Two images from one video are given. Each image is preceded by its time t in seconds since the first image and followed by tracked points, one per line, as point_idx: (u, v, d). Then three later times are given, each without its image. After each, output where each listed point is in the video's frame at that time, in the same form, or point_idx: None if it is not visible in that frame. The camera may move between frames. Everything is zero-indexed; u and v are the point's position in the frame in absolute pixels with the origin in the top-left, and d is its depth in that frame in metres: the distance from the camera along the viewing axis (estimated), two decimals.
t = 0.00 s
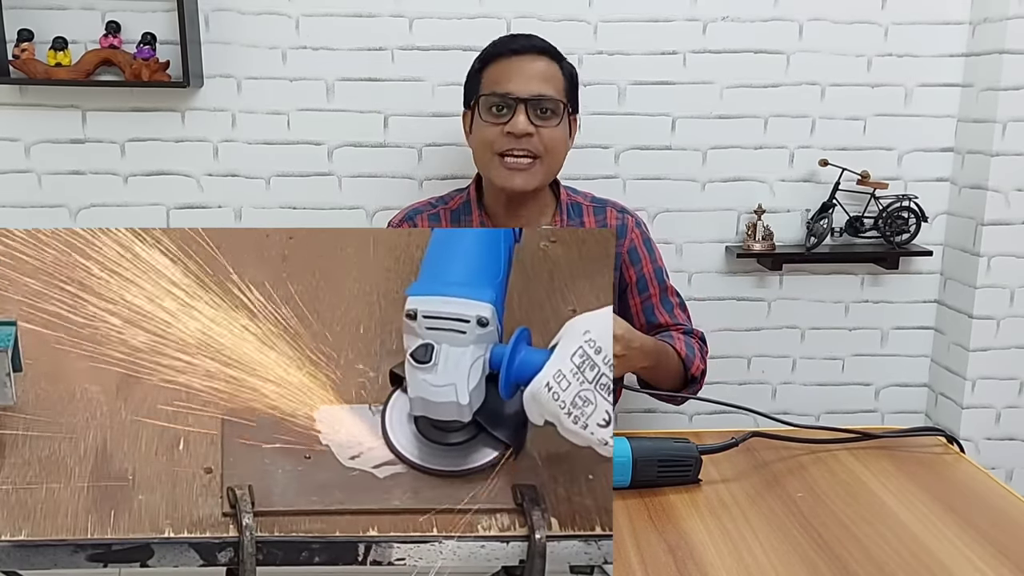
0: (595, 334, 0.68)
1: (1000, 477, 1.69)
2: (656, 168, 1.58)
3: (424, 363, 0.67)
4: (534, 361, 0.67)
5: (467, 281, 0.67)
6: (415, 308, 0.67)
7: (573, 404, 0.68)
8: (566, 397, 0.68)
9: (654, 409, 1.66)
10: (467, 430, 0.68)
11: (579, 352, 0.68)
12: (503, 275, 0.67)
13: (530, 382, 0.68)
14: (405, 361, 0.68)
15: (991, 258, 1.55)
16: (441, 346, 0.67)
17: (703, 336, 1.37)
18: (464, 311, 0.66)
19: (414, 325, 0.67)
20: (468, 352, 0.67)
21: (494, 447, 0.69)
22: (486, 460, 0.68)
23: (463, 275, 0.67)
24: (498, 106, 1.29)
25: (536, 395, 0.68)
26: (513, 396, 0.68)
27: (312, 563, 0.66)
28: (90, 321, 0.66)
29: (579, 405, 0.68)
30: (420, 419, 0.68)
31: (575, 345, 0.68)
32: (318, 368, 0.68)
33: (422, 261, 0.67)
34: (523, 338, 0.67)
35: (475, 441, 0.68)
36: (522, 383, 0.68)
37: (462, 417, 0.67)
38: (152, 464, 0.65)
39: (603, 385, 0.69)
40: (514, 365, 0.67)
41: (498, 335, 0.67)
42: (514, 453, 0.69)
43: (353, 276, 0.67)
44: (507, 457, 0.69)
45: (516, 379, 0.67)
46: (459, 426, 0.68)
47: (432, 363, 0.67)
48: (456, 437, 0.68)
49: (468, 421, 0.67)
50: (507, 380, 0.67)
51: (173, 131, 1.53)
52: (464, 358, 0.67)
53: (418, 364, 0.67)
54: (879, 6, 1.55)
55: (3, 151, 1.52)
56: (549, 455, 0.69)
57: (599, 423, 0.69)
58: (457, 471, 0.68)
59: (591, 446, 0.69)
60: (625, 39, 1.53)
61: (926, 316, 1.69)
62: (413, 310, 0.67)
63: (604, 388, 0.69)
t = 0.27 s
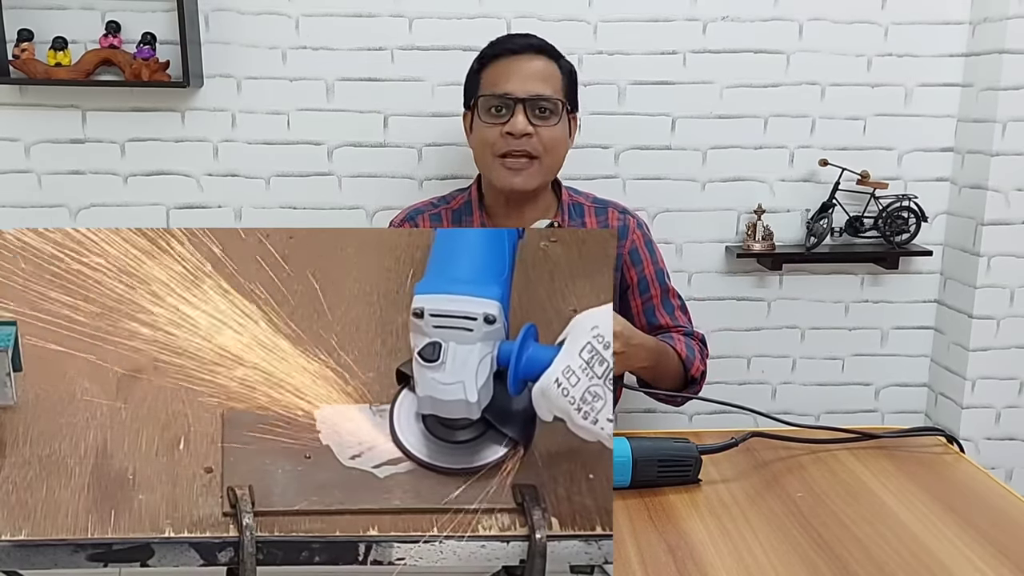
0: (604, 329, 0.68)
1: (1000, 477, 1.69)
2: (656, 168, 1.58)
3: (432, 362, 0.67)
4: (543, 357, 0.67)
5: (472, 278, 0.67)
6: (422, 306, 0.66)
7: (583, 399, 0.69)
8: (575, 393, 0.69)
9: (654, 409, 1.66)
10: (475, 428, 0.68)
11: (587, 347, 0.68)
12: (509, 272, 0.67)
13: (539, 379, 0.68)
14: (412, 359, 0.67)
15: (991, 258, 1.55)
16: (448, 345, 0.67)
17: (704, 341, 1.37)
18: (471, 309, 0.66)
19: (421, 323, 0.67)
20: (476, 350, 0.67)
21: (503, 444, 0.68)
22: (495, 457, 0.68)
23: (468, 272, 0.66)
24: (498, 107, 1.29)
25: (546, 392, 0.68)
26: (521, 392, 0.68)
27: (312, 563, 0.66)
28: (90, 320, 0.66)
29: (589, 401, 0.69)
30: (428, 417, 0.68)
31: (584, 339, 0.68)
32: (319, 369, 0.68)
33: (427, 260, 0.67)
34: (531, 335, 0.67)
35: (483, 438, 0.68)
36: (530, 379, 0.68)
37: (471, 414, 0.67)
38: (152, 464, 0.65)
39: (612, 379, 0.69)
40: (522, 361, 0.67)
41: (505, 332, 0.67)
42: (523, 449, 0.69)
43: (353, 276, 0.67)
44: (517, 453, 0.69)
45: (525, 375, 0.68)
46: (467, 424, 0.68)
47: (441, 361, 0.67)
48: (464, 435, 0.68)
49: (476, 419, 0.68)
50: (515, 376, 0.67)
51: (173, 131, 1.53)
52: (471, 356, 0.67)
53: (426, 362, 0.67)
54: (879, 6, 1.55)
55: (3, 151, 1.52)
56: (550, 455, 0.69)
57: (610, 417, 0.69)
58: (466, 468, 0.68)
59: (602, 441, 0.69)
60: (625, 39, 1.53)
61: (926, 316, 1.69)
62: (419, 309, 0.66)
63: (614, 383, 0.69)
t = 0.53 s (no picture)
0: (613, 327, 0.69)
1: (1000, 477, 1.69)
2: (656, 168, 1.58)
3: (440, 360, 0.67)
4: (552, 355, 0.68)
5: (478, 277, 0.67)
6: (429, 305, 0.67)
7: (594, 397, 0.69)
8: (586, 391, 0.68)
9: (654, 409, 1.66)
10: (485, 425, 0.68)
11: (598, 343, 0.69)
12: (516, 270, 0.67)
13: (549, 377, 0.68)
14: (421, 359, 0.68)
15: (991, 258, 1.55)
16: (457, 343, 0.67)
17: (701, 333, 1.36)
18: (479, 307, 0.67)
19: (429, 322, 0.67)
20: (484, 348, 0.67)
21: (513, 442, 0.69)
22: (505, 455, 0.68)
23: (474, 271, 0.67)
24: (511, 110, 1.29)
25: (556, 388, 0.68)
26: (530, 390, 0.68)
27: (312, 563, 0.66)
28: (90, 320, 0.66)
29: (601, 398, 0.69)
30: (437, 416, 0.68)
31: (594, 336, 0.68)
32: (319, 369, 0.68)
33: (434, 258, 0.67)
34: (540, 333, 0.68)
35: (493, 436, 0.68)
36: (541, 377, 0.68)
37: (482, 413, 0.68)
38: (153, 464, 0.65)
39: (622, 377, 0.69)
40: (532, 359, 0.67)
41: (514, 331, 0.67)
42: (534, 446, 0.69)
43: (353, 276, 0.68)
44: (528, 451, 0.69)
45: (535, 373, 0.68)
46: (477, 422, 0.68)
47: (450, 360, 0.67)
48: (473, 433, 0.68)
49: (486, 417, 0.68)
50: (525, 373, 0.68)
51: (173, 131, 1.53)
52: (481, 354, 0.67)
53: (435, 361, 0.67)
54: (879, 7, 1.55)
55: (3, 151, 1.52)
56: (550, 454, 0.69)
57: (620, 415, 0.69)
58: (476, 467, 0.68)
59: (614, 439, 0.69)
60: (625, 39, 1.53)
61: (926, 316, 1.69)
62: (428, 308, 0.67)
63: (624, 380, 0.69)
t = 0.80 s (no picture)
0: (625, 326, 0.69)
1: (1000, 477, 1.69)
2: (656, 168, 1.58)
3: (452, 360, 0.67)
4: (564, 354, 0.68)
5: (488, 276, 0.67)
6: (440, 305, 0.67)
7: (607, 396, 0.69)
8: (599, 390, 0.68)
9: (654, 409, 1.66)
10: (496, 425, 0.68)
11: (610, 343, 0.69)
12: (526, 269, 0.67)
13: (561, 375, 0.68)
14: (433, 359, 0.68)
15: (991, 258, 1.55)
16: (469, 342, 0.67)
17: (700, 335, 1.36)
18: (491, 307, 0.66)
19: (440, 321, 0.67)
20: (496, 347, 0.67)
21: (524, 441, 0.69)
22: (516, 454, 0.68)
23: (484, 270, 0.67)
24: (515, 118, 1.28)
25: (570, 387, 0.68)
26: (541, 388, 0.68)
27: (313, 563, 0.66)
28: (89, 320, 0.66)
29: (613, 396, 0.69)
30: (448, 415, 0.68)
31: (606, 336, 0.69)
32: (320, 368, 0.68)
33: (445, 256, 0.67)
34: (551, 332, 0.68)
35: (503, 435, 0.68)
36: (552, 377, 0.68)
37: (493, 412, 0.68)
38: (153, 463, 0.65)
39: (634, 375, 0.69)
40: (544, 357, 0.67)
41: (524, 330, 0.67)
42: (545, 444, 0.69)
43: (353, 276, 0.68)
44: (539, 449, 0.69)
45: (546, 371, 0.68)
46: (487, 421, 0.68)
47: (461, 359, 0.67)
48: (484, 432, 0.68)
49: (497, 416, 0.68)
50: (536, 372, 0.68)
51: (173, 131, 1.53)
52: (492, 353, 0.67)
53: (446, 360, 0.67)
54: (879, 7, 1.55)
55: (3, 151, 1.52)
56: (551, 454, 0.69)
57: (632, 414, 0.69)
58: (486, 466, 0.68)
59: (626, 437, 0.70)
60: (625, 39, 1.53)
61: (926, 316, 1.69)
62: (440, 307, 0.67)
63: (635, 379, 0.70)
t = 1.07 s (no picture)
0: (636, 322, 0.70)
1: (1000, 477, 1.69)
2: (656, 168, 1.58)
3: (465, 355, 0.67)
4: (577, 348, 0.68)
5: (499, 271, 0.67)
6: (453, 300, 0.67)
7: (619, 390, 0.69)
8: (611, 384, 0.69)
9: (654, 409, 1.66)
10: (509, 419, 0.68)
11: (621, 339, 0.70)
12: (536, 264, 0.67)
13: (574, 370, 0.68)
14: (445, 355, 0.68)
15: (991, 258, 1.55)
16: (481, 338, 0.67)
17: (699, 343, 1.36)
18: (503, 303, 0.66)
19: (452, 317, 0.67)
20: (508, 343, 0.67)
21: (538, 435, 0.69)
22: (530, 447, 0.69)
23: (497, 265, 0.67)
24: (501, 108, 1.29)
25: (583, 382, 0.69)
26: (554, 383, 0.69)
27: (313, 563, 0.66)
28: (90, 319, 0.66)
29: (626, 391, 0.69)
30: (461, 410, 0.68)
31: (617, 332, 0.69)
32: (320, 368, 0.68)
33: (455, 252, 0.67)
34: (564, 327, 0.68)
35: (516, 429, 0.68)
36: (565, 371, 0.68)
37: (507, 406, 0.68)
38: (153, 464, 0.65)
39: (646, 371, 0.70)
40: (558, 352, 0.68)
41: (537, 324, 0.67)
42: (558, 438, 0.69)
43: (354, 276, 0.68)
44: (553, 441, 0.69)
45: (559, 366, 0.68)
46: (501, 415, 0.68)
47: (474, 354, 0.67)
48: (497, 426, 0.68)
49: (511, 410, 0.68)
50: (549, 367, 0.68)
51: (173, 131, 1.53)
52: (505, 348, 0.67)
53: (460, 356, 0.68)
54: (879, 6, 1.55)
55: (3, 151, 1.52)
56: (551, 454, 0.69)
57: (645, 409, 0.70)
58: (504, 460, 0.68)
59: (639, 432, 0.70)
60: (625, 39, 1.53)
61: (926, 316, 1.69)
62: (452, 303, 0.67)
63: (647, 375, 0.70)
